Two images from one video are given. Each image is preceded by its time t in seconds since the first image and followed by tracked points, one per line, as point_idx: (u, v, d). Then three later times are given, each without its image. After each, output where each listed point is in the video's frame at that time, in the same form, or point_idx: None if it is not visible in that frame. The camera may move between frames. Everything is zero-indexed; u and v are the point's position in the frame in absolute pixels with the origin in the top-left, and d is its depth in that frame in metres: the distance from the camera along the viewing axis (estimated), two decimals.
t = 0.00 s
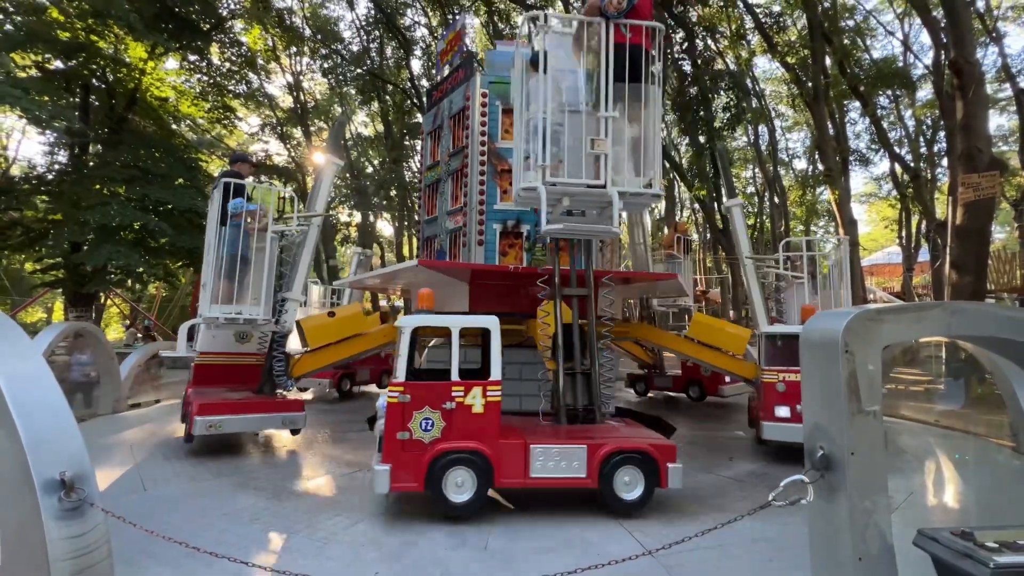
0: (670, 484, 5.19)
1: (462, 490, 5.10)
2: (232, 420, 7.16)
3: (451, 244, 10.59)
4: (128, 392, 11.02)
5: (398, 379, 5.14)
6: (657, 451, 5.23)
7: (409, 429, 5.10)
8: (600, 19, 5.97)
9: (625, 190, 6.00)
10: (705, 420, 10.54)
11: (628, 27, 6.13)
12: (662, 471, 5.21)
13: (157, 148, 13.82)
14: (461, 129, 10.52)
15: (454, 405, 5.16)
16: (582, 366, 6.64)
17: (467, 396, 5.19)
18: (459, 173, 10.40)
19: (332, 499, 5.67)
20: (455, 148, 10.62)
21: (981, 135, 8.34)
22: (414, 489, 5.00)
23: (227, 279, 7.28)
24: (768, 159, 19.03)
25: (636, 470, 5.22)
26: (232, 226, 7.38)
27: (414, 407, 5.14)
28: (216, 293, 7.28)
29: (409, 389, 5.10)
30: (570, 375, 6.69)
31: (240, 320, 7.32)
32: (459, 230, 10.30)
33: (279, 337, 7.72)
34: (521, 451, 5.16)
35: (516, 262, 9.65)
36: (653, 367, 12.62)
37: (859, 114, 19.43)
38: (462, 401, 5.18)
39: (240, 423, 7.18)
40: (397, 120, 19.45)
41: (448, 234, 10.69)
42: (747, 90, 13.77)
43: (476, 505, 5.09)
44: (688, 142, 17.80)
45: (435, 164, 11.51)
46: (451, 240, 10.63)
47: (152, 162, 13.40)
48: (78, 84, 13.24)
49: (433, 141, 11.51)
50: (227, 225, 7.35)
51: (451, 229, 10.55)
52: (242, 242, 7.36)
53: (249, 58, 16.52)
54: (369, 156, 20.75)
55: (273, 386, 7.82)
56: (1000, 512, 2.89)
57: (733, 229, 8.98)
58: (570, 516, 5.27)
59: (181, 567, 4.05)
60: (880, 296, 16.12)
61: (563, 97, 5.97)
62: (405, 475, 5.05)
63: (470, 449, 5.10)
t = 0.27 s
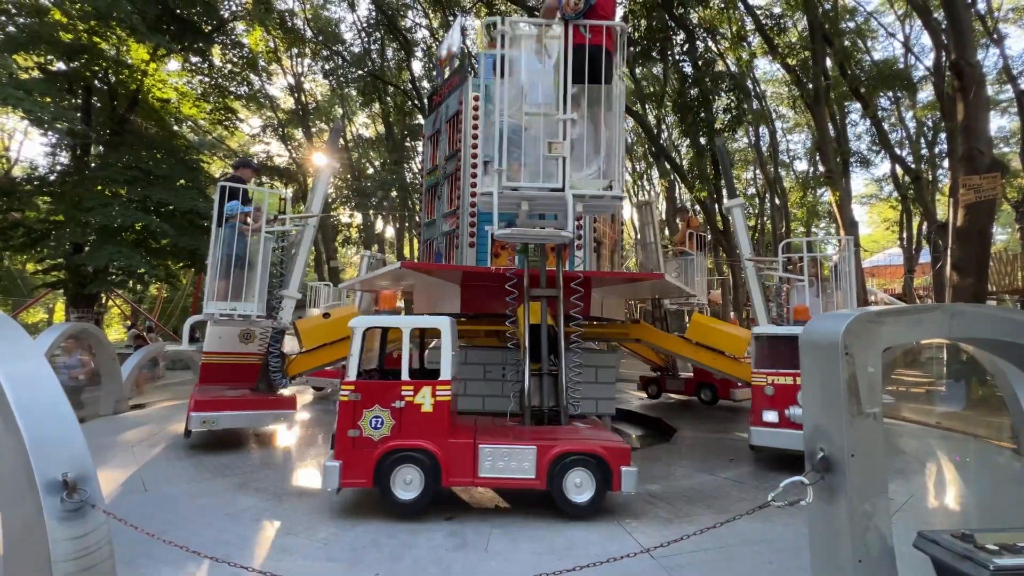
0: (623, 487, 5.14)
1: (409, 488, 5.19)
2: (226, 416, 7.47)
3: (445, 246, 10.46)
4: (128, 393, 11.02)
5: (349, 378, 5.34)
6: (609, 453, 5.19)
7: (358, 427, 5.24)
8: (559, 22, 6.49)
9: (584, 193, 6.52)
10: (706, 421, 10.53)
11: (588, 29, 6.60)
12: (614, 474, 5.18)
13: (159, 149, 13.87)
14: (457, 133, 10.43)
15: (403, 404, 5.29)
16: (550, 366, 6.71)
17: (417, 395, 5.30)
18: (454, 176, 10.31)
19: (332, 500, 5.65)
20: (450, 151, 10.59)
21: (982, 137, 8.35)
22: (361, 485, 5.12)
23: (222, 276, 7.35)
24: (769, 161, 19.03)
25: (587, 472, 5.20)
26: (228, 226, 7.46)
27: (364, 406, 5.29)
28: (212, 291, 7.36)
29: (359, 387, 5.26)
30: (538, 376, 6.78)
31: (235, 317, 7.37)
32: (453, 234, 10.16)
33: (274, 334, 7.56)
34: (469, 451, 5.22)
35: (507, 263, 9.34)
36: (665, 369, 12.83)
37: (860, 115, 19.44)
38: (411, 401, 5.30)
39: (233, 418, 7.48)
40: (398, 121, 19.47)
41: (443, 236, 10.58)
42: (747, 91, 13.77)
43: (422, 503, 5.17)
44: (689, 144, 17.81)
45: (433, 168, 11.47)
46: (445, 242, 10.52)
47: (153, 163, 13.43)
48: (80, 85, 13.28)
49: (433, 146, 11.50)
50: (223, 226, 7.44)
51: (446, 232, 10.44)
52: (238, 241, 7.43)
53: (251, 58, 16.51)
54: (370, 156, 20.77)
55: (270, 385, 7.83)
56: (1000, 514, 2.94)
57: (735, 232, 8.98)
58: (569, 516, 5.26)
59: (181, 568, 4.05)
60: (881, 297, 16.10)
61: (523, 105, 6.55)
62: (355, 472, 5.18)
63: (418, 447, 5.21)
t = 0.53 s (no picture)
0: (570, 485, 5.13)
1: (356, 480, 5.33)
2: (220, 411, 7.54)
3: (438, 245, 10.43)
4: (125, 391, 10.99)
5: (304, 371, 5.47)
6: (556, 451, 5.18)
7: (311, 420, 5.41)
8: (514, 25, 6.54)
9: (538, 194, 6.31)
10: (703, 418, 10.56)
11: (543, 28, 6.66)
12: (561, 473, 5.15)
13: (154, 145, 13.79)
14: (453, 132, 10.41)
15: (354, 398, 5.42)
16: (510, 363, 7.33)
17: (367, 390, 5.42)
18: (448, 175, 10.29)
19: (330, 498, 5.65)
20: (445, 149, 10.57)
21: (979, 135, 8.37)
22: (312, 476, 5.28)
23: (216, 270, 7.34)
24: (767, 158, 19.05)
25: (534, 468, 5.20)
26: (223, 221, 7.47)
27: (317, 399, 5.46)
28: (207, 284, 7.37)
29: (312, 381, 5.42)
30: (502, 371, 7.40)
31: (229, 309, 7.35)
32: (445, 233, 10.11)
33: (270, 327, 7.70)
34: (417, 445, 5.32)
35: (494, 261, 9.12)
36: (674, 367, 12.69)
37: (857, 113, 19.47)
38: (362, 395, 5.43)
39: (226, 413, 7.53)
40: (395, 117, 19.39)
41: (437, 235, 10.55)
42: (745, 88, 13.76)
43: (369, 493, 5.30)
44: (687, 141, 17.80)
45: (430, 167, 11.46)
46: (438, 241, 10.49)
47: (148, 159, 13.34)
48: (75, 80, 13.19)
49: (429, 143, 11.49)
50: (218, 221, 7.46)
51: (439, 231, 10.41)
52: (233, 235, 7.42)
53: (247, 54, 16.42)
54: (367, 153, 20.69)
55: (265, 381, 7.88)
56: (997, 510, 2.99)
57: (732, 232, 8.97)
58: (566, 514, 5.27)
59: (179, 566, 4.04)
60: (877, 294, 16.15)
61: (479, 108, 6.46)
62: (306, 463, 5.35)
63: (367, 440, 5.33)
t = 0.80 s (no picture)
0: (519, 483, 5.08)
1: (311, 474, 5.42)
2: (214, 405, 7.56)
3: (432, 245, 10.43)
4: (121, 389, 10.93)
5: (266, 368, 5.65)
6: (506, 448, 5.14)
7: (271, 414, 5.51)
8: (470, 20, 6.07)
9: (494, 194, 5.90)
10: (700, 416, 10.57)
11: (501, 24, 6.10)
12: (509, 470, 5.10)
13: (149, 142, 13.70)
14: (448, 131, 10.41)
15: (312, 393, 5.50)
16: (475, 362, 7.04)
17: (323, 385, 5.50)
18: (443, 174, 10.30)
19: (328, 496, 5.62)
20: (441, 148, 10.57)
21: (975, 134, 8.38)
22: (270, 468, 5.40)
23: (213, 266, 7.33)
24: (764, 157, 19.09)
25: (484, 465, 5.18)
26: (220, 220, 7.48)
27: (277, 394, 5.57)
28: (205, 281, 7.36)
29: (270, 376, 5.53)
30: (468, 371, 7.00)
31: (225, 305, 7.32)
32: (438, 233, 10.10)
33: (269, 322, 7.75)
34: (372, 440, 5.38)
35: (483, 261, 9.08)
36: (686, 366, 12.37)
37: (854, 112, 19.52)
38: (319, 390, 5.51)
39: (220, 408, 7.54)
40: (392, 115, 19.31)
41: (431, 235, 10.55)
42: (743, 87, 13.77)
43: (325, 487, 5.39)
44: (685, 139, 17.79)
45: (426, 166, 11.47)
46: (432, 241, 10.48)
47: (144, 156, 13.25)
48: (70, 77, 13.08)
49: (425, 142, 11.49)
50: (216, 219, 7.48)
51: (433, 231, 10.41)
52: (230, 232, 7.41)
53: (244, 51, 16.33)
54: (365, 151, 20.62)
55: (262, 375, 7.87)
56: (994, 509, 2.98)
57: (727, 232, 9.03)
58: (564, 512, 5.26)
59: (175, 566, 4.02)
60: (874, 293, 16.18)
61: (434, 106, 6.08)
62: (265, 456, 5.45)
63: (322, 434, 5.41)
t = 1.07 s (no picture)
0: (464, 482, 5.02)
1: (268, 468, 5.58)
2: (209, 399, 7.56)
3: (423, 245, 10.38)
4: (115, 388, 10.82)
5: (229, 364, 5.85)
6: (451, 448, 5.09)
7: (232, 409, 5.70)
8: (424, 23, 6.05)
9: (446, 195, 5.84)
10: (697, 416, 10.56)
11: (454, 25, 6.04)
12: (454, 469, 5.05)
13: (144, 139, 13.56)
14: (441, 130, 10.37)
15: (269, 389, 5.64)
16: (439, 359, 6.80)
17: (280, 381, 5.63)
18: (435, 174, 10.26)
19: (323, 497, 5.56)
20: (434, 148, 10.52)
21: (971, 135, 8.40)
22: (229, 461, 5.60)
23: (211, 262, 7.24)
24: (761, 157, 19.12)
25: (430, 464, 5.15)
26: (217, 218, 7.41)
27: (238, 389, 5.75)
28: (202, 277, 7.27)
29: (231, 372, 5.72)
30: (429, 367, 6.87)
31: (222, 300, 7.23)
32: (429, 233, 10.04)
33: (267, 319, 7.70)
34: (325, 436, 5.46)
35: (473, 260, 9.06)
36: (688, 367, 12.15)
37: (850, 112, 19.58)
38: (276, 386, 5.64)
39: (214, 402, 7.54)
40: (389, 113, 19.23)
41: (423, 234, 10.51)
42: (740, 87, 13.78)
43: (281, 481, 5.54)
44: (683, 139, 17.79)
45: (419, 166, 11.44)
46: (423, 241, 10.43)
47: (139, 153, 13.13)
48: (63, 73, 12.94)
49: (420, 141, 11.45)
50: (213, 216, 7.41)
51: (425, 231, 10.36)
52: (228, 228, 7.33)
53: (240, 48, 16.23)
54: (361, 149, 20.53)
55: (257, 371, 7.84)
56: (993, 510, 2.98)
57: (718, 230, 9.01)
58: (561, 513, 5.23)
59: (168, 568, 3.96)
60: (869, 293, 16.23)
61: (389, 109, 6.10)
62: (227, 450, 5.65)
63: (277, 429, 5.53)
